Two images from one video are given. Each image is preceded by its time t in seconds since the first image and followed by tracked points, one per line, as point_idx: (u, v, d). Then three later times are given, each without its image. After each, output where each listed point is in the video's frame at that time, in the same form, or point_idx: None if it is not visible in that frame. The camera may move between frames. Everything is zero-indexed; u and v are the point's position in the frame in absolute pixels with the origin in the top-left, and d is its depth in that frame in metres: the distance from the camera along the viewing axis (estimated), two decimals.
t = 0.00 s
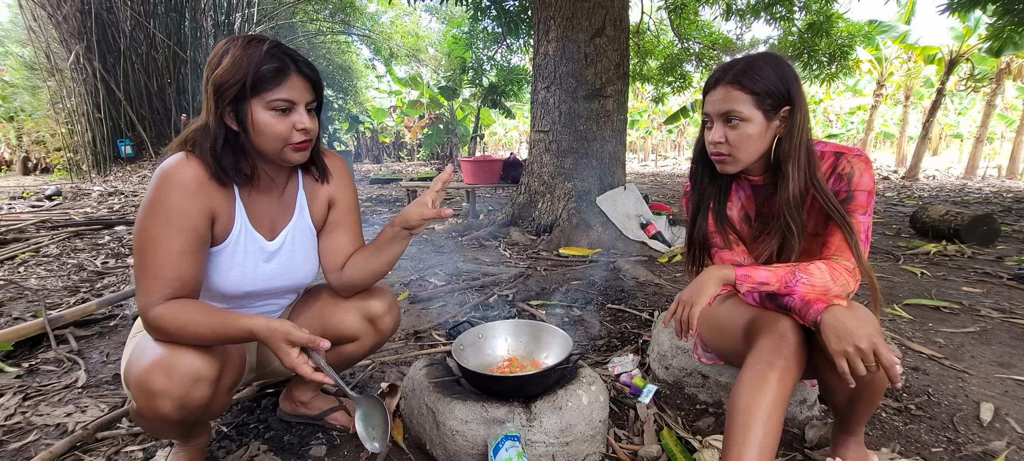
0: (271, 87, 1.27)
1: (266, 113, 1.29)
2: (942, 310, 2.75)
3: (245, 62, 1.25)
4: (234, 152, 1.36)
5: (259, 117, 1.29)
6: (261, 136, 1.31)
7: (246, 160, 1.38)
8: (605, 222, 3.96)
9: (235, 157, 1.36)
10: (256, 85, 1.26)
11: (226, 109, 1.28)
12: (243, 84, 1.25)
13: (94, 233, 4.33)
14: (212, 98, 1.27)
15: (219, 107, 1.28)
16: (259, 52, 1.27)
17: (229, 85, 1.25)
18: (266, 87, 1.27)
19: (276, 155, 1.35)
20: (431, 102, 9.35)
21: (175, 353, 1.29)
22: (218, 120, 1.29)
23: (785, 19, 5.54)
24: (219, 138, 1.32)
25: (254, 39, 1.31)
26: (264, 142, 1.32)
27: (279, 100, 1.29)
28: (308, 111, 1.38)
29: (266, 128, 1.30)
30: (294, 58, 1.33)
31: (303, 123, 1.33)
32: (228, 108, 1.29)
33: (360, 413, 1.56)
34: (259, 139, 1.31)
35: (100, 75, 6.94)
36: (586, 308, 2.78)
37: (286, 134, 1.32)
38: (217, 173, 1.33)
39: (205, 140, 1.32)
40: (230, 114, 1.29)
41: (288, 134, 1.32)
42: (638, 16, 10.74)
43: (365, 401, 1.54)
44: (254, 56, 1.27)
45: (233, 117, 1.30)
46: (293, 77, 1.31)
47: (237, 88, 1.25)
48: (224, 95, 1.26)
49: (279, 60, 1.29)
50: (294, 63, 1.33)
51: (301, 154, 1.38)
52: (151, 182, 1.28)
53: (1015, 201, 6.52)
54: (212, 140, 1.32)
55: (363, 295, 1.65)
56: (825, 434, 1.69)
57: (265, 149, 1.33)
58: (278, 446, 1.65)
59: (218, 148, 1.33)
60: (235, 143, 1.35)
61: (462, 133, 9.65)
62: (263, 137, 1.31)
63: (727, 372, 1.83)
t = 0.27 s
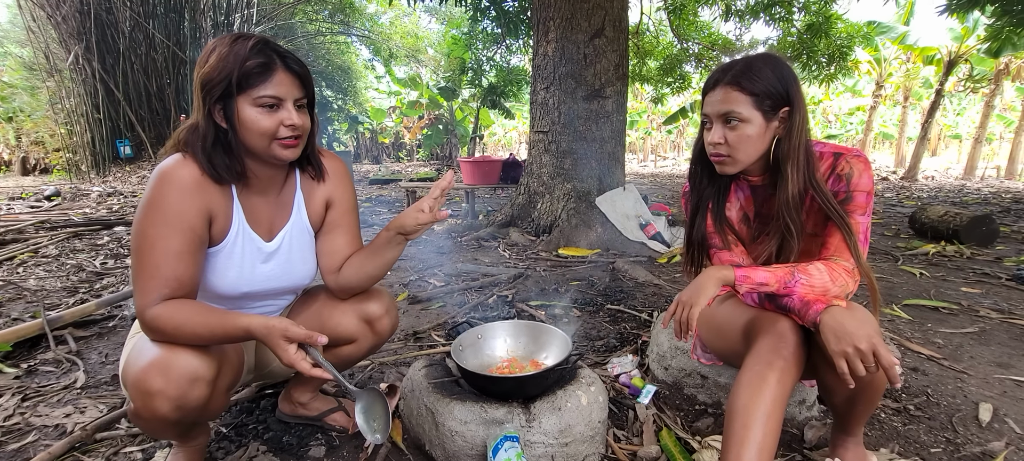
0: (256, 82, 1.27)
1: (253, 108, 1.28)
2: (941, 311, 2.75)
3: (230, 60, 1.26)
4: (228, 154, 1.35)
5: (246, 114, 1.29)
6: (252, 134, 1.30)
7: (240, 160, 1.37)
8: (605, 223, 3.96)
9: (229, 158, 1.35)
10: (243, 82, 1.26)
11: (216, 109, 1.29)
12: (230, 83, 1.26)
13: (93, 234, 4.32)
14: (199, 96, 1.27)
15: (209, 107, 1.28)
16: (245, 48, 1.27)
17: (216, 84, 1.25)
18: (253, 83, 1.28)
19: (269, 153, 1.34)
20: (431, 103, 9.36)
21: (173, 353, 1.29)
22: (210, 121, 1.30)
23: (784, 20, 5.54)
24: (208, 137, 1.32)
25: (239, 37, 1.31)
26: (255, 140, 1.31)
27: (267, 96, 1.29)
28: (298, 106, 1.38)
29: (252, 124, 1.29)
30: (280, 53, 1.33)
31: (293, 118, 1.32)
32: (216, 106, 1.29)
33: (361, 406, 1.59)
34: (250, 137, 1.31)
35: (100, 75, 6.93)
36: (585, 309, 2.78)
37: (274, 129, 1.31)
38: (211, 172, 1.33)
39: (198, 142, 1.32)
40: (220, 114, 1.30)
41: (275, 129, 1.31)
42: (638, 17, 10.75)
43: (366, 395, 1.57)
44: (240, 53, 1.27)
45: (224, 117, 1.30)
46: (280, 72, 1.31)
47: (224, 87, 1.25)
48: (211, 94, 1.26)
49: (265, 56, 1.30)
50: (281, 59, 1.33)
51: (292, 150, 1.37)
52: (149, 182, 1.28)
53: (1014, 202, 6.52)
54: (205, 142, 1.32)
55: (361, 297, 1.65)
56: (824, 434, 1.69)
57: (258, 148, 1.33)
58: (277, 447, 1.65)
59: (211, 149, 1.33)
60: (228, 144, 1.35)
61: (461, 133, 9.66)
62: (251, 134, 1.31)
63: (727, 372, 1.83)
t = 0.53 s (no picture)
0: (253, 83, 1.27)
1: (250, 109, 1.28)
2: (940, 311, 2.75)
3: (224, 61, 1.25)
4: (225, 156, 1.35)
5: (243, 115, 1.29)
6: (247, 134, 1.30)
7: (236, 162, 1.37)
8: (604, 223, 3.96)
9: (225, 160, 1.35)
10: (236, 82, 1.27)
11: (211, 111, 1.29)
12: (224, 84, 1.25)
13: (92, 234, 4.32)
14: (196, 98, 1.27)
15: (203, 109, 1.28)
16: (236, 48, 1.27)
17: (208, 86, 1.25)
18: (246, 82, 1.28)
19: (266, 153, 1.34)
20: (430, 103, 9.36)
21: (171, 354, 1.29)
22: (205, 123, 1.30)
23: (784, 20, 5.54)
24: (206, 141, 1.32)
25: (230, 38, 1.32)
26: (250, 140, 1.31)
27: (261, 95, 1.29)
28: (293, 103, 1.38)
29: (250, 125, 1.29)
30: (271, 52, 1.33)
31: (287, 116, 1.32)
32: (213, 108, 1.29)
33: (359, 407, 1.58)
34: (246, 138, 1.31)
35: (99, 76, 6.93)
36: (585, 309, 2.78)
37: (273, 129, 1.31)
38: (207, 175, 1.32)
39: (194, 145, 1.32)
40: (214, 115, 1.30)
41: (274, 129, 1.31)
42: (637, 17, 10.75)
43: (365, 395, 1.57)
44: (231, 53, 1.27)
45: (219, 118, 1.30)
46: (272, 70, 1.31)
47: (217, 88, 1.25)
48: (205, 96, 1.26)
49: (257, 55, 1.29)
50: (273, 58, 1.33)
51: (290, 150, 1.37)
52: (146, 184, 1.28)
53: (1013, 202, 6.53)
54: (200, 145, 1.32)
55: (358, 297, 1.65)
56: (823, 435, 1.69)
57: (254, 148, 1.32)
58: (277, 447, 1.64)
59: (206, 151, 1.32)
60: (224, 146, 1.35)
61: (461, 133, 9.67)
62: (249, 134, 1.31)
63: (726, 372, 1.83)
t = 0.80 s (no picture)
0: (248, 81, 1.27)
1: (246, 108, 1.28)
2: (940, 312, 2.75)
3: (217, 61, 1.25)
4: (222, 156, 1.35)
5: (238, 114, 1.28)
6: (243, 132, 1.30)
7: (232, 161, 1.37)
8: (604, 223, 3.96)
9: (222, 159, 1.35)
10: (229, 80, 1.27)
11: (205, 110, 1.29)
12: (218, 83, 1.25)
13: (92, 234, 4.32)
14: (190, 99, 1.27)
15: (198, 108, 1.28)
16: (228, 46, 1.28)
17: (202, 85, 1.25)
18: (240, 80, 1.28)
19: (262, 151, 1.33)
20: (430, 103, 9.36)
21: (170, 355, 1.29)
22: (201, 124, 1.30)
23: (784, 21, 5.54)
24: (203, 141, 1.32)
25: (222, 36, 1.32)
26: (246, 139, 1.31)
27: (255, 91, 1.29)
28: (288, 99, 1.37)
29: (246, 124, 1.29)
30: (264, 49, 1.33)
31: (282, 113, 1.32)
32: (208, 108, 1.28)
33: (361, 406, 1.59)
34: (241, 136, 1.31)
35: (99, 76, 6.94)
36: (585, 310, 2.78)
37: (269, 128, 1.31)
38: (203, 175, 1.32)
39: (191, 147, 1.32)
40: (209, 115, 1.30)
41: (270, 127, 1.31)
42: (637, 18, 10.76)
43: (366, 395, 1.58)
44: (222, 51, 1.27)
45: (214, 118, 1.30)
46: (265, 67, 1.31)
47: (210, 87, 1.25)
48: (198, 95, 1.26)
49: (249, 53, 1.30)
50: (265, 55, 1.33)
51: (286, 148, 1.37)
52: (144, 184, 1.28)
53: (1012, 202, 6.53)
54: (196, 145, 1.32)
55: (359, 298, 1.65)
56: (823, 435, 1.69)
57: (250, 147, 1.32)
58: (276, 448, 1.64)
59: (202, 152, 1.32)
60: (220, 145, 1.34)
61: (461, 134, 9.67)
62: (244, 133, 1.30)
63: (726, 373, 1.83)
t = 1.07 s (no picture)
0: (243, 82, 1.27)
1: (242, 109, 1.28)
2: (940, 312, 2.75)
3: (211, 62, 1.25)
4: (219, 157, 1.35)
5: (234, 114, 1.29)
6: (240, 133, 1.30)
7: (230, 161, 1.37)
8: (604, 224, 3.97)
9: (219, 161, 1.35)
10: (224, 82, 1.27)
11: (201, 112, 1.28)
12: (213, 84, 1.25)
13: (92, 235, 4.32)
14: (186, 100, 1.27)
15: (194, 110, 1.28)
16: (222, 46, 1.27)
17: (198, 87, 1.25)
18: (235, 82, 1.27)
19: (259, 151, 1.33)
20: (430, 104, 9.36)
21: (170, 355, 1.29)
22: (197, 125, 1.30)
23: (784, 22, 5.54)
24: (200, 142, 1.32)
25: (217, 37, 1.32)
26: (243, 139, 1.31)
27: (251, 94, 1.29)
28: (283, 100, 1.37)
29: (242, 124, 1.29)
30: (258, 50, 1.33)
31: (278, 114, 1.32)
32: (204, 110, 1.29)
33: (358, 405, 1.58)
34: (238, 137, 1.31)
35: (99, 76, 6.94)
36: (585, 310, 2.78)
37: (265, 128, 1.31)
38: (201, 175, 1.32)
39: (187, 147, 1.33)
40: (205, 116, 1.29)
41: (266, 128, 1.31)
42: (637, 18, 10.76)
43: (363, 393, 1.57)
44: (216, 51, 1.27)
45: (210, 119, 1.30)
46: (259, 68, 1.31)
47: (207, 88, 1.25)
48: (193, 97, 1.26)
49: (243, 53, 1.29)
50: (259, 55, 1.32)
51: (283, 148, 1.37)
52: (144, 185, 1.28)
53: (1012, 202, 6.53)
54: (194, 146, 1.32)
55: (359, 298, 1.65)
56: (823, 435, 1.69)
57: (247, 147, 1.32)
58: (276, 448, 1.64)
59: (199, 153, 1.33)
60: (217, 146, 1.35)
61: (461, 134, 9.68)
62: (241, 134, 1.30)
63: (726, 373, 1.84)
